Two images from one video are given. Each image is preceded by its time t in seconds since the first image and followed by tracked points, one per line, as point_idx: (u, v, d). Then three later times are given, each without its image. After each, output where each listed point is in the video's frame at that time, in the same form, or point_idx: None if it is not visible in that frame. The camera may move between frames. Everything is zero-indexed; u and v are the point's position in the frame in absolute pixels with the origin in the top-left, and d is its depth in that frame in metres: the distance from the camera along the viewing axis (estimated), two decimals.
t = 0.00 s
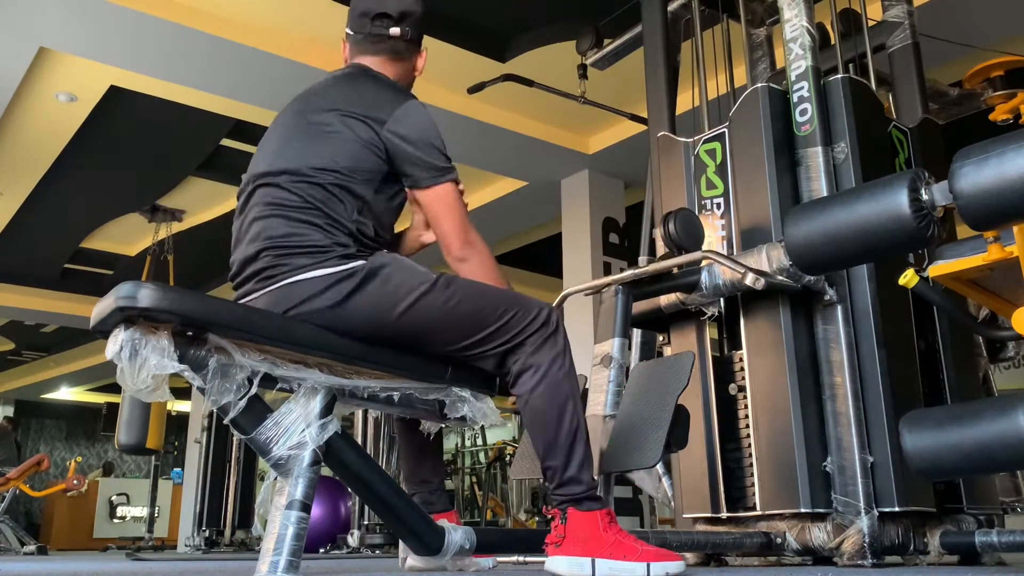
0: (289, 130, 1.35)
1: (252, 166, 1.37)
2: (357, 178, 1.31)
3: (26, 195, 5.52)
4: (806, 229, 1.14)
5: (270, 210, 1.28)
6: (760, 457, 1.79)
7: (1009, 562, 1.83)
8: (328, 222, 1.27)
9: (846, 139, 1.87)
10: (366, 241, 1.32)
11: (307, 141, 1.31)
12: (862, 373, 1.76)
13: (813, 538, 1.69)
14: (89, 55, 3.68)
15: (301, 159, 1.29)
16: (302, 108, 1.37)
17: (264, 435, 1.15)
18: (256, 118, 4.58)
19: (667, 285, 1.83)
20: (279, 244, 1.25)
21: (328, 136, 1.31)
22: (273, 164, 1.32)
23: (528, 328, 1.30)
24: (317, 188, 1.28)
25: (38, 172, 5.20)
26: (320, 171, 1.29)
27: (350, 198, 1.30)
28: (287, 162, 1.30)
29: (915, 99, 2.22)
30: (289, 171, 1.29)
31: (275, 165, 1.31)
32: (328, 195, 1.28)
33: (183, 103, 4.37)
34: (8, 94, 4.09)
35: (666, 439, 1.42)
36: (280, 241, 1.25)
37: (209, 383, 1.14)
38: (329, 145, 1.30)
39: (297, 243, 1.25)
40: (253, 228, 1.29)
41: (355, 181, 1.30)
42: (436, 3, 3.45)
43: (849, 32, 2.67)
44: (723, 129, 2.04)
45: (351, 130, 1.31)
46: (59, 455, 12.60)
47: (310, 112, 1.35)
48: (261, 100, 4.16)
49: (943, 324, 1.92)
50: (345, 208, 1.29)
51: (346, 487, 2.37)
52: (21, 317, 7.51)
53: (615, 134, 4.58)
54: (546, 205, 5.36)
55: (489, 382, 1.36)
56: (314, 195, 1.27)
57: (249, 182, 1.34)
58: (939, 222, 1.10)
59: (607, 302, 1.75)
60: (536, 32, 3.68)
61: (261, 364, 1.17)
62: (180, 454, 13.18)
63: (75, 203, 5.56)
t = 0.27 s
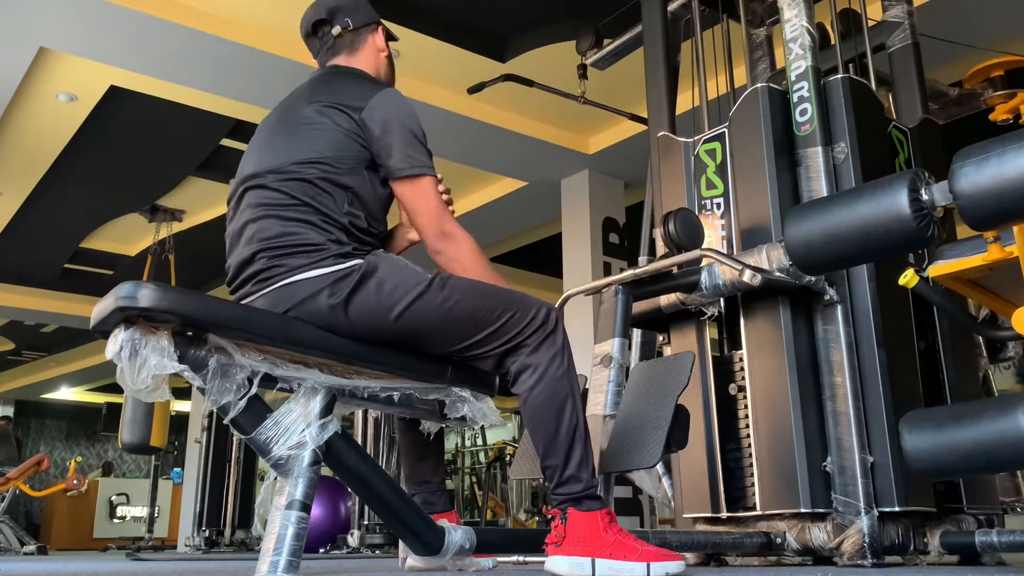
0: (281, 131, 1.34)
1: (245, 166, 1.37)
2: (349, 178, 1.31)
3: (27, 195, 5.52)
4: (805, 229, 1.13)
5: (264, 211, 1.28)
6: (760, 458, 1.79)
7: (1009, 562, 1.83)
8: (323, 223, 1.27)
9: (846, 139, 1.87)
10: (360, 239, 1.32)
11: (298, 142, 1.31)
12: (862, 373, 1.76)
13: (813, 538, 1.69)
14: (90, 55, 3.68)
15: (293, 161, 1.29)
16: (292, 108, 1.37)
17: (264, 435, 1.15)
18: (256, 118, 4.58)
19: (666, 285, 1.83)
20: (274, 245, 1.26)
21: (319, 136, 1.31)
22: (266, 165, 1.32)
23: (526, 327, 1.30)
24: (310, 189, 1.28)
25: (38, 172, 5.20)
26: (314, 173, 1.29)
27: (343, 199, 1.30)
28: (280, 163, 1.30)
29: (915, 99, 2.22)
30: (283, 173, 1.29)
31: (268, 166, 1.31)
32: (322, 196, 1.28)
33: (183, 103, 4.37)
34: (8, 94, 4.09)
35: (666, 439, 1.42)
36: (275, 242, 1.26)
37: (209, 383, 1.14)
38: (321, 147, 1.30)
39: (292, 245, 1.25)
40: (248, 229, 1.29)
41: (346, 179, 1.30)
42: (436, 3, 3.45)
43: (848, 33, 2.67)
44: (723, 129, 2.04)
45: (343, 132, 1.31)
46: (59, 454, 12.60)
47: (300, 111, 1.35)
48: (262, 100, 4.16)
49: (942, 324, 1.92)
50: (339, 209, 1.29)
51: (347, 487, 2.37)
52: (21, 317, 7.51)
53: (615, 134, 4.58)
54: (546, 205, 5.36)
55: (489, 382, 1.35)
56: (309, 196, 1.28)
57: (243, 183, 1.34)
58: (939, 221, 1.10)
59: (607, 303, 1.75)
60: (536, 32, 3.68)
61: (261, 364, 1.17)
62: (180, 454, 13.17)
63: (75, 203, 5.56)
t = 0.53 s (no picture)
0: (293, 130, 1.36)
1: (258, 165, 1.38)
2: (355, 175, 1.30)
3: (27, 195, 5.52)
4: (806, 228, 1.13)
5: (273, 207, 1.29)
6: (760, 458, 1.79)
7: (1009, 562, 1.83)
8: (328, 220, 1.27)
9: (846, 139, 1.87)
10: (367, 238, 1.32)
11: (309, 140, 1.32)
12: (862, 373, 1.76)
13: (813, 538, 1.69)
14: (89, 55, 3.68)
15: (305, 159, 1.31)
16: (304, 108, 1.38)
17: (264, 435, 1.15)
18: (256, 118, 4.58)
19: (666, 285, 1.84)
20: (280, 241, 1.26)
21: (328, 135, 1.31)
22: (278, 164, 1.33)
23: (528, 328, 1.30)
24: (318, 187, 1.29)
25: (38, 172, 5.20)
26: (322, 170, 1.29)
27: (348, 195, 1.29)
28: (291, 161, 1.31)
29: (915, 99, 2.22)
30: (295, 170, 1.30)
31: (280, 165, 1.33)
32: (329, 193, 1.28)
33: (183, 103, 4.37)
34: (8, 94, 4.09)
35: (666, 439, 1.42)
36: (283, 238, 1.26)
37: (209, 383, 1.14)
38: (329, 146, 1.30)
39: (299, 241, 1.25)
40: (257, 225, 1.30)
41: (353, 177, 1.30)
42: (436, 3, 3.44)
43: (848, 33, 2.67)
44: (723, 129, 2.04)
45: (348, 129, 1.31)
46: (59, 454, 12.61)
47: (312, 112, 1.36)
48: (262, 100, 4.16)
49: (942, 324, 1.92)
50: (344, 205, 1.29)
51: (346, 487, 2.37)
52: (21, 318, 7.51)
53: (615, 134, 4.58)
54: (546, 205, 5.36)
55: (489, 382, 1.35)
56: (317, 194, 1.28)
57: (254, 181, 1.35)
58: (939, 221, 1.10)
59: (607, 303, 1.75)
60: (536, 32, 3.68)
61: (261, 364, 1.17)
62: (180, 454, 13.17)
63: (75, 203, 5.56)
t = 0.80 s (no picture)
0: (289, 133, 1.36)
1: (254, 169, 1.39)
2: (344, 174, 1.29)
3: (27, 195, 5.52)
4: (805, 228, 1.13)
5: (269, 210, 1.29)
6: (760, 458, 1.79)
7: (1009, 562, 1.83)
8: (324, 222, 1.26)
9: (846, 140, 1.87)
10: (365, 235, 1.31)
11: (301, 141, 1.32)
12: (862, 373, 1.75)
13: (813, 538, 1.69)
14: (89, 55, 3.68)
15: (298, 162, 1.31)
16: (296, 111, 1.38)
17: (264, 435, 1.15)
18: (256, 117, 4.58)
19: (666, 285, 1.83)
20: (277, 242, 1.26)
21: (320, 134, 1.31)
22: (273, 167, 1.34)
23: (526, 331, 1.31)
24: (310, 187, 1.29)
25: (38, 172, 5.20)
26: (314, 171, 1.29)
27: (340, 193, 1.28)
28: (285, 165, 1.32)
29: (915, 99, 2.22)
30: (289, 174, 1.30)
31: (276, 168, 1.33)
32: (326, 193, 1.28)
33: (183, 103, 4.37)
34: (8, 94, 4.09)
35: (666, 439, 1.42)
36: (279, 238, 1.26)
37: (209, 383, 1.14)
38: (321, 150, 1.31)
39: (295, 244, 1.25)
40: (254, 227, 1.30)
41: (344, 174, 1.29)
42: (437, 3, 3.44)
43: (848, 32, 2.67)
44: (723, 129, 2.04)
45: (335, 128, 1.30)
46: (59, 454, 12.61)
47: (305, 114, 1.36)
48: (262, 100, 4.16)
49: (942, 324, 1.92)
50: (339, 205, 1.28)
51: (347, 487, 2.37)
52: (21, 318, 7.51)
53: (615, 134, 4.58)
54: (546, 205, 5.36)
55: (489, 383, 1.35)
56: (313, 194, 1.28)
57: (250, 185, 1.36)
58: (939, 221, 1.10)
59: (607, 303, 1.75)
60: (536, 32, 3.68)
61: (261, 364, 1.17)
62: (180, 454, 13.18)
63: (75, 203, 5.56)
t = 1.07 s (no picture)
0: (277, 133, 1.35)
1: (245, 170, 1.38)
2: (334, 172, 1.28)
3: (27, 195, 5.52)
4: (805, 228, 1.13)
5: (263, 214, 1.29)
6: (760, 457, 1.79)
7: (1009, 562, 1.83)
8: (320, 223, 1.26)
9: (846, 140, 1.87)
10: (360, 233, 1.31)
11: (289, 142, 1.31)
12: (862, 373, 1.76)
13: (813, 538, 1.69)
14: (90, 55, 3.68)
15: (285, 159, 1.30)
16: (282, 108, 1.37)
17: (264, 435, 1.15)
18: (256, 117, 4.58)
19: (666, 285, 1.83)
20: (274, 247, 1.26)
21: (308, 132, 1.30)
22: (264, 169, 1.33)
23: (526, 332, 1.30)
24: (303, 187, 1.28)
25: (38, 172, 5.20)
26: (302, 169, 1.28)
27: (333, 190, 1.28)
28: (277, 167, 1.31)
29: (915, 99, 2.22)
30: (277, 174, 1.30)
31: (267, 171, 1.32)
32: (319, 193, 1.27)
33: (183, 103, 4.37)
34: (8, 94, 4.09)
35: (666, 439, 1.42)
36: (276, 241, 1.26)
37: (209, 383, 1.14)
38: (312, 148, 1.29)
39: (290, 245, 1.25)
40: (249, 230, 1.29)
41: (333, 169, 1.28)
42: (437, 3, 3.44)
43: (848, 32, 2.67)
44: (723, 129, 2.04)
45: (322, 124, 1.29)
46: (59, 454, 12.60)
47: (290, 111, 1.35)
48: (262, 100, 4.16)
49: (942, 324, 1.92)
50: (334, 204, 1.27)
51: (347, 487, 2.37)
52: (21, 318, 7.52)
53: (615, 134, 4.59)
54: (546, 205, 5.36)
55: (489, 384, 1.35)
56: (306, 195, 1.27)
57: (242, 187, 1.35)
58: (939, 221, 1.10)
59: (607, 303, 1.75)
60: (536, 32, 3.68)
61: (261, 364, 1.17)
62: (180, 454, 13.18)
63: (75, 203, 5.56)
